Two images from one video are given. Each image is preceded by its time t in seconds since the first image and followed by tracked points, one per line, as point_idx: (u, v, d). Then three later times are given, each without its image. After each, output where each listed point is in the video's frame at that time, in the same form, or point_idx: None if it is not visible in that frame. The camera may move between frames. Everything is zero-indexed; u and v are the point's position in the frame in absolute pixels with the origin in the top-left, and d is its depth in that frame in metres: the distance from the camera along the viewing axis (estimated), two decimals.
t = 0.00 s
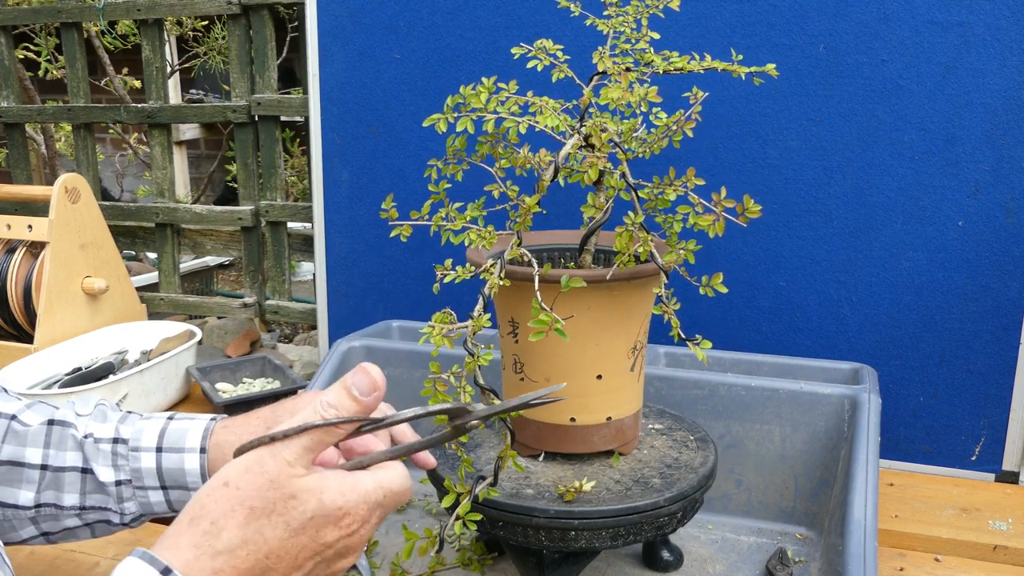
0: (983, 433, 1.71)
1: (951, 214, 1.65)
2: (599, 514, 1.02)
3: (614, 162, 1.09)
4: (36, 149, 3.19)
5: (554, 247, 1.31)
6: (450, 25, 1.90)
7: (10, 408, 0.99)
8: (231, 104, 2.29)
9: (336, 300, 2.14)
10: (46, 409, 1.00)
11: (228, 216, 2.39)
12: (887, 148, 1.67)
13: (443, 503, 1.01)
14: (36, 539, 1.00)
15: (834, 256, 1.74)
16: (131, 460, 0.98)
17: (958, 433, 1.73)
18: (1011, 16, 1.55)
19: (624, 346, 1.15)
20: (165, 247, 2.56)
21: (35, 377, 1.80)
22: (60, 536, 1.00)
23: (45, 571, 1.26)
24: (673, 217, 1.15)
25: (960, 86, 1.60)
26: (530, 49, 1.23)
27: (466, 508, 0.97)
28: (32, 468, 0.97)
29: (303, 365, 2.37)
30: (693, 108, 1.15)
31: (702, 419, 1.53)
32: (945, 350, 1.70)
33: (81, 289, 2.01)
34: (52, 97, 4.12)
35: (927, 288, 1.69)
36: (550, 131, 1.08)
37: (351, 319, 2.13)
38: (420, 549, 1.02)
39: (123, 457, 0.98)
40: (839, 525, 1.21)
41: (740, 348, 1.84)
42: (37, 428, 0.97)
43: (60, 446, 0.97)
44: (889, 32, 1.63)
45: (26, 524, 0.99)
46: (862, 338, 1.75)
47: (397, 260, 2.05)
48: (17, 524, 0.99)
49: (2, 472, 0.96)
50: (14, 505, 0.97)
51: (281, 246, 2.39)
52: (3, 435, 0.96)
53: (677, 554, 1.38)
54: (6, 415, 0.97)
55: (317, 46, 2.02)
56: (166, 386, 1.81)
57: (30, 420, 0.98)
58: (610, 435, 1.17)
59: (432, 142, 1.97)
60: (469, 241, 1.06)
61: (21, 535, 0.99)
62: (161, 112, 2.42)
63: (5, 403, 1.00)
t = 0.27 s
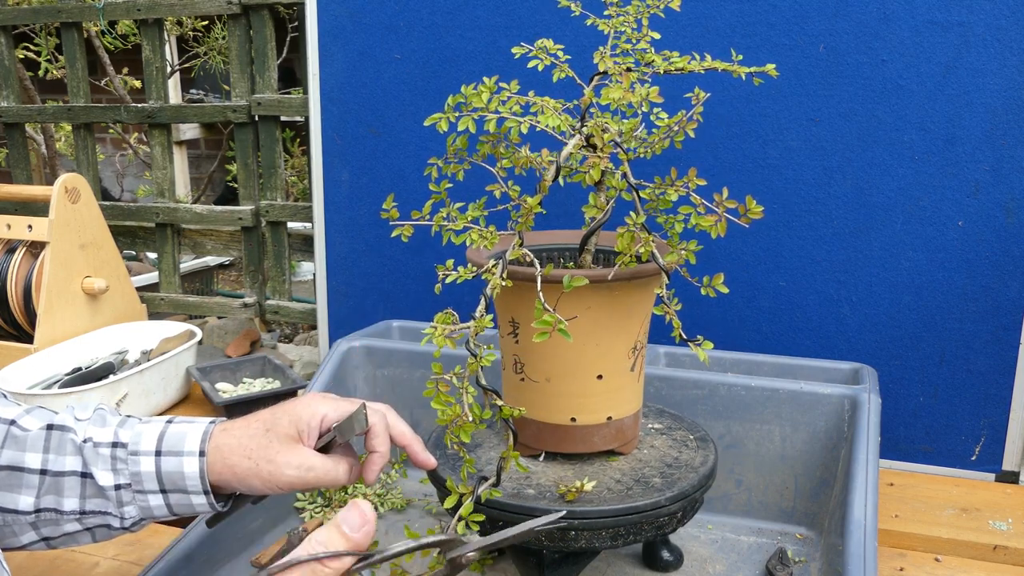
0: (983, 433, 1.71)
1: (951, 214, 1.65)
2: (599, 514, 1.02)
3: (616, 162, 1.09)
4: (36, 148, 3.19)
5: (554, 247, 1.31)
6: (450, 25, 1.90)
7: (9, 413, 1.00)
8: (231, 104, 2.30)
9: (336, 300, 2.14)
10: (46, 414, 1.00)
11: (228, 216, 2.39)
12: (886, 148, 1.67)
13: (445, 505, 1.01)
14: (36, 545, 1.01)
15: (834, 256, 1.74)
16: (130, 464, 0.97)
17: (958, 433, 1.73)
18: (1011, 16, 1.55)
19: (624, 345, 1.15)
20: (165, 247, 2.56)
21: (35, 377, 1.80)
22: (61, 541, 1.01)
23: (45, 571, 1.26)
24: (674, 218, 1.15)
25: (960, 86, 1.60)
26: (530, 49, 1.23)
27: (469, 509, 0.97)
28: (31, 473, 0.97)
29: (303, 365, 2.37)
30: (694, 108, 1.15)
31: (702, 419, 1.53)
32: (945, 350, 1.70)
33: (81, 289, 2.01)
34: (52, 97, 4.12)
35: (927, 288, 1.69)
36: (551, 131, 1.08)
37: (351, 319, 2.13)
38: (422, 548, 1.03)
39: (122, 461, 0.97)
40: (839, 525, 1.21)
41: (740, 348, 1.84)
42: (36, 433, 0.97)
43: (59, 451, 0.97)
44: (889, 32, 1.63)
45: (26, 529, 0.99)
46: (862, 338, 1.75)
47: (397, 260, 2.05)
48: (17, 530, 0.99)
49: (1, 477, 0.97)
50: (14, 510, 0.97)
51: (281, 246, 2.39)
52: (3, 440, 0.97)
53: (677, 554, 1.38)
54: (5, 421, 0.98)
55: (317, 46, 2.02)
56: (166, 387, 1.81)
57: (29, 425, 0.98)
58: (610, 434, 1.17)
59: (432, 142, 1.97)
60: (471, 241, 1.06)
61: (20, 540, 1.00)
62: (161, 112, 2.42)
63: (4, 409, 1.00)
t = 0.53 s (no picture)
0: (983, 433, 1.71)
1: (951, 214, 1.65)
2: (600, 514, 1.02)
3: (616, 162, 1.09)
4: (36, 149, 3.19)
5: (555, 247, 1.31)
6: (450, 25, 1.91)
7: (9, 415, 1.00)
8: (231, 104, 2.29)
9: (336, 300, 2.14)
10: (44, 416, 1.00)
11: (228, 216, 2.39)
12: (886, 148, 1.67)
13: (446, 505, 1.01)
14: (37, 547, 1.01)
15: (834, 256, 1.74)
16: (130, 465, 0.97)
17: (958, 433, 1.73)
18: (1011, 16, 1.55)
19: (624, 345, 1.15)
20: (165, 247, 2.56)
21: (35, 377, 1.80)
22: (61, 543, 1.01)
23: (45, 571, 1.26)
24: (675, 218, 1.15)
25: (961, 86, 1.60)
26: (530, 49, 1.23)
27: (470, 509, 0.98)
28: (31, 475, 0.96)
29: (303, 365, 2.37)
30: (695, 108, 1.15)
31: (702, 419, 1.53)
32: (945, 350, 1.70)
33: (81, 289, 2.01)
34: (52, 97, 4.12)
35: (927, 289, 1.69)
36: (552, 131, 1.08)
37: (351, 319, 2.13)
38: (422, 549, 1.03)
39: (122, 462, 0.97)
40: (839, 525, 1.21)
41: (740, 348, 1.84)
42: (35, 436, 0.97)
43: (59, 453, 0.98)
44: (889, 32, 1.63)
45: (26, 532, 0.99)
46: (862, 338, 1.75)
47: (397, 260, 2.05)
48: (18, 532, 0.99)
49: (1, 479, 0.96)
50: (14, 513, 0.97)
51: (281, 246, 2.39)
52: (3, 443, 0.97)
53: (677, 554, 1.38)
54: (5, 423, 0.98)
55: (317, 46, 2.02)
56: (166, 387, 1.81)
57: (28, 427, 0.98)
58: (610, 435, 1.17)
59: (432, 142, 1.97)
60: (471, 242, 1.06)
61: (20, 543, 1.00)
62: (161, 112, 2.42)
63: (4, 411, 1.00)
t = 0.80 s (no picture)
0: (983, 432, 1.71)
1: (951, 214, 1.65)
2: (600, 514, 1.02)
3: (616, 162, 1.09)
4: (36, 149, 3.19)
5: (555, 248, 1.31)
6: (450, 25, 1.91)
7: (7, 413, 0.99)
8: (231, 104, 2.29)
9: (336, 300, 2.14)
10: (43, 414, 1.00)
11: (228, 216, 2.39)
12: (886, 148, 1.67)
13: (446, 505, 1.01)
14: (35, 545, 1.01)
15: (834, 256, 1.74)
16: (130, 463, 0.97)
17: (958, 433, 1.73)
18: (1011, 16, 1.55)
19: (624, 345, 1.15)
20: (165, 247, 2.56)
21: (35, 377, 1.80)
22: (59, 541, 1.00)
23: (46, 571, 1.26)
24: (675, 217, 1.15)
25: (961, 85, 1.60)
26: (530, 49, 1.23)
27: (470, 509, 0.98)
28: (29, 473, 0.97)
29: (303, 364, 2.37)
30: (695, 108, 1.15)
31: (702, 419, 1.53)
32: (945, 350, 1.70)
33: (81, 289, 2.01)
34: (52, 97, 4.12)
35: (927, 289, 1.69)
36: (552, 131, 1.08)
37: (352, 319, 2.13)
38: (423, 549, 1.03)
39: (121, 460, 0.97)
40: (839, 525, 1.21)
41: (740, 348, 1.84)
42: (33, 433, 0.97)
43: (58, 451, 0.98)
44: (889, 32, 1.63)
45: (24, 530, 0.99)
46: (862, 338, 1.75)
47: (397, 260, 2.05)
48: (16, 530, 0.99)
49: None
50: (13, 511, 0.97)
51: (281, 246, 2.39)
52: (1, 440, 0.96)
53: (677, 554, 1.38)
54: (3, 421, 0.97)
55: (317, 46, 2.02)
56: (166, 387, 1.81)
57: (26, 425, 0.98)
58: (611, 435, 1.17)
59: (432, 142, 1.97)
60: (471, 242, 1.06)
61: (20, 540, 1.00)
62: (161, 112, 2.42)
63: (2, 409, 0.99)
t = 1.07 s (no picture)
0: (983, 432, 1.71)
1: (951, 214, 1.65)
2: (600, 514, 1.02)
3: (617, 162, 1.09)
4: (36, 149, 3.19)
5: (555, 247, 1.31)
6: (450, 25, 1.91)
7: (7, 413, 0.99)
8: (231, 104, 2.29)
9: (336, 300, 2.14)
10: (43, 415, 1.00)
11: (228, 216, 2.39)
12: (886, 148, 1.67)
13: (446, 504, 1.01)
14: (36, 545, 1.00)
15: (834, 256, 1.74)
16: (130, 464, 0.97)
17: (958, 433, 1.73)
18: (1011, 16, 1.55)
19: (623, 345, 1.15)
20: (165, 247, 2.56)
21: (35, 377, 1.80)
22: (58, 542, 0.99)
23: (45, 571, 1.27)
24: (675, 217, 1.15)
25: (961, 85, 1.60)
26: (530, 49, 1.23)
27: (470, 509, 0.98)
28: (29, 473, 0.96)
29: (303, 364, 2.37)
30: (695, 108, 1.15)
31: (702, 419, 1.53)
32: (945, 350, 1.70)
33: (81, 289, 2.01)
34: (52, 97, 4.12)
35: (928, 289, 1.69)
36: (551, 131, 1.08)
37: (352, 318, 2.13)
38: (423, 550, 1.03)
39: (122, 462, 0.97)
40: (839, 525, 1.22)
41: (740, 348, 1.84)
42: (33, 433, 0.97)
43: (57, 451, 0.97)
44: (889, 32, 1.63)
45: (24, 531, 0.98)
46: (862, 338, 1.75)
47: (397, 260, 2.05)
48: (16, 530, 0.99)
49: None
50: (13, 510, 0.97)
51: (281, 246, 2.39)
52: (1, 440, 0.97)
53: (677, 554, 1.38)
54: (3, 421, 0.97)
55: (317, 45, 2.02)
56: (166, 386, 1.81)
57: (27, 425, 0.98)
58: (611, 435, 1.17)
59: (432, 142, 1.97)
60: (471, 242, 1.06)
61: (21, 540, 1.00)
62: (161, 112, 2.42)
63: (3, 409, 0.99)
